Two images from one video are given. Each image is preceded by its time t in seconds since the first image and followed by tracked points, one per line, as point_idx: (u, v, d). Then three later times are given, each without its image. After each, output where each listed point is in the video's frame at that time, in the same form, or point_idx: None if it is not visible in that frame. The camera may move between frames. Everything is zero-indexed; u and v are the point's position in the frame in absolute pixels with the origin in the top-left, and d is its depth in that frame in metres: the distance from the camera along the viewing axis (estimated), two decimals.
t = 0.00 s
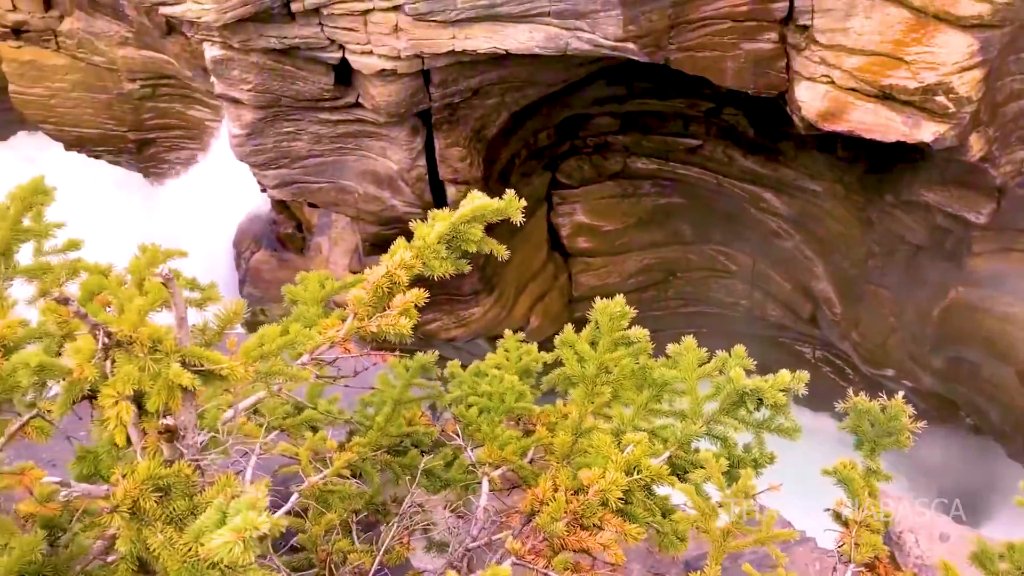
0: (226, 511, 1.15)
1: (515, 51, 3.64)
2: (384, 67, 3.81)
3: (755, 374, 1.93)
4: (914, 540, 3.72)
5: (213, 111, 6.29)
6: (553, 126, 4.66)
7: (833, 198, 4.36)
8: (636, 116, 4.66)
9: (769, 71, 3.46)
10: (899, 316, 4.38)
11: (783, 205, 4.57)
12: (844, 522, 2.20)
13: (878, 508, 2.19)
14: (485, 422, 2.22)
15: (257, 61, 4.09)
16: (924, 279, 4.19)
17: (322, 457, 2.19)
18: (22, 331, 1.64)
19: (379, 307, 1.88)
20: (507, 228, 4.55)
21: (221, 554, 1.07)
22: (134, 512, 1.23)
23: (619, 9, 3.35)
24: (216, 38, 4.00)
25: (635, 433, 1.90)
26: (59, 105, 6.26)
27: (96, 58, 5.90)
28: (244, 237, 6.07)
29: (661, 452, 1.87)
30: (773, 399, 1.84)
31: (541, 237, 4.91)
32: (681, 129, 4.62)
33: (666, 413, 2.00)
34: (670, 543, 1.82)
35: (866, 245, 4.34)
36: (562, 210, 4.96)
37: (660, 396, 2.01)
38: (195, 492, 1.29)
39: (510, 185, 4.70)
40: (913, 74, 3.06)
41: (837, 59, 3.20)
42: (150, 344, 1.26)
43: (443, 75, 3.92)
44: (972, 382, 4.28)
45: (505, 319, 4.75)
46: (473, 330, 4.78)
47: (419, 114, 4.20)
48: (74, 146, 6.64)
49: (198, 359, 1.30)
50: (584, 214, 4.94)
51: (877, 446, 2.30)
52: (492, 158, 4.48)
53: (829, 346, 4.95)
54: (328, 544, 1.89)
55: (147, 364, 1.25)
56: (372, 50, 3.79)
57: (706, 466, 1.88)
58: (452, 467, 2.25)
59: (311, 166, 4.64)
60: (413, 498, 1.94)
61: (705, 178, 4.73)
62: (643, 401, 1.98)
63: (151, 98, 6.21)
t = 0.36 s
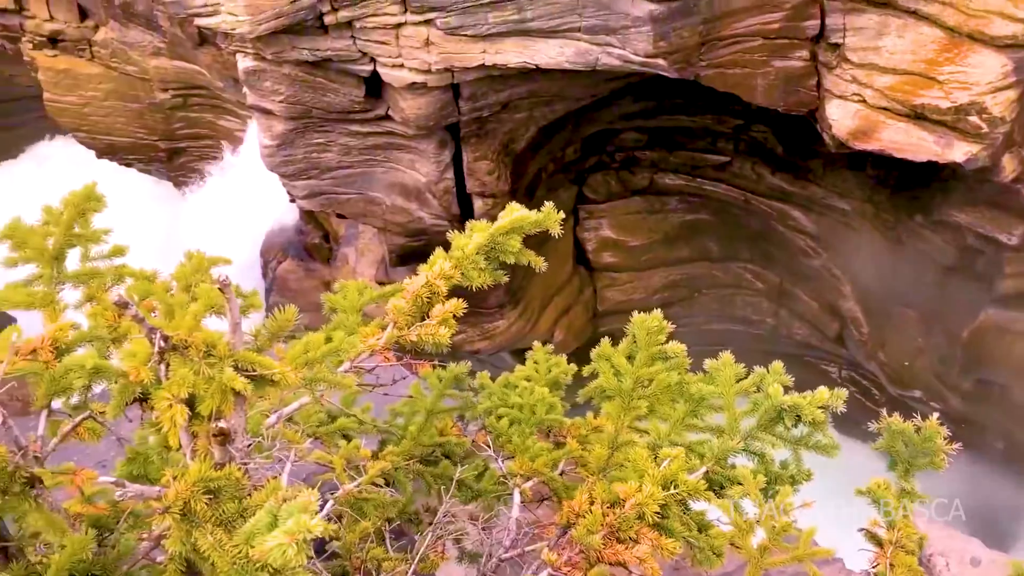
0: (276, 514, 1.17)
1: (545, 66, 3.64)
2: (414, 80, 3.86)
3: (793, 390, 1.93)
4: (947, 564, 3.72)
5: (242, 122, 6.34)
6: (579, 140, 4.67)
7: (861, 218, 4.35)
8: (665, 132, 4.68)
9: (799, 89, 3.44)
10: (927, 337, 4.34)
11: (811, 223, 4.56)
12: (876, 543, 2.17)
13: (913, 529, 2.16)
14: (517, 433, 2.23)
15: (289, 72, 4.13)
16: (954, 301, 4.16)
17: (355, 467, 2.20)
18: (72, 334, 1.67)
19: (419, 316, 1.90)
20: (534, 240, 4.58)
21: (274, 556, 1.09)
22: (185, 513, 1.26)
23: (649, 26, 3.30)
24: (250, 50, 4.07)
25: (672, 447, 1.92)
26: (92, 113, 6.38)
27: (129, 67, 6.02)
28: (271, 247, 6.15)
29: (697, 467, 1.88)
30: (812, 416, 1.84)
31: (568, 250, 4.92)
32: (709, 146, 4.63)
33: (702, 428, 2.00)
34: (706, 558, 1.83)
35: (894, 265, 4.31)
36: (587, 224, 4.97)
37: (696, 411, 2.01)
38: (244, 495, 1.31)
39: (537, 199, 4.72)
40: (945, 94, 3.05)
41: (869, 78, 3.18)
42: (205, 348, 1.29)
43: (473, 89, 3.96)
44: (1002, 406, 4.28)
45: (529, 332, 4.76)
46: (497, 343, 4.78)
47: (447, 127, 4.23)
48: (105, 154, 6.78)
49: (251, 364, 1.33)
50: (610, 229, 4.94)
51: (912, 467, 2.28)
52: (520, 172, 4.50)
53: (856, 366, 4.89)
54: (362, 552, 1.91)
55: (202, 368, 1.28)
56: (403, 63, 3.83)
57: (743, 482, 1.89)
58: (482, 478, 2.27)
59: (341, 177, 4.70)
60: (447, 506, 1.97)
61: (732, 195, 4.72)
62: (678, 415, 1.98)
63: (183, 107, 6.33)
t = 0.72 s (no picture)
0: (317, 515, 1.18)
1: (573, 81, 3.66)
2: (443, 92, 3.90)
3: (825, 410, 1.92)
4: None
5: (270, 130, 6.43)
6: (605, 156, 4.73)
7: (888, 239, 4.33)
8: (691, 150, 4.70)
9: (829, 109, 3.43)
10: (954, 360, 4.25)
11: (838, 244, 4.55)
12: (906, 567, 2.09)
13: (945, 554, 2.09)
14: (544, 445, 2.24)
15: (319, 82, 4.19)
16: (981, 325, 4.08)
17: (383, 473, 2.23)
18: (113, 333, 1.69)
19: (452, 325, 1.91)
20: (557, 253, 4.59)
21: (315, 554, 1.10)
22: (226, 512, 1.27)
23: (679, 42, 3.31)
24: (281, 59, 4.12)
25: (702, 463, 1.92)
26: (123, 118, 6.51)
27: (160, 74, 6.13)
28: (296, 255, 6.23)
29: (726, 483, 1.87)
30: (842, 435, 1.82)
31: (589, 266, 4.87)
32: (736, 164, 4.67)
33: (731, 446, 1.99)
34: None
35: (922, 288, 4.25)
36: (612, 239, 4.92)
37: (726, 428, 2.02)
38: (282, 496, 1.33)
39: (562, 213, 4.74)
40: (976, 116, 3.00)
41: (899, 99, 3.16)
42: (247, 350, 1.31)
43: (501, 102, 3.98)
44: None
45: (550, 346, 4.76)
46: (518, 356, 4.77)
47: (475, 140, 4.26)
48: (135, 159, 6.89)
49: (293, 367, 1.34)
50: (634, 245, 4.90)
51: (942, 490, 2.25)
52: (545, 186, 4.53)
53: (881, 390, 4.83)
54: (389, 559, 1.92)
55: (246, 369, 1.30)
56: (432, 75, 3.87)
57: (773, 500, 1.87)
58: (509, 489, 2.27)
59: (367, 187, 4.75)
60: (474, 515, 1.97)
61: (758, 215, 4.74)
62: (708, 431, 1.97)
63: (213, 115, 6.43)
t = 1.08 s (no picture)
0: (351, 517, 1.20)
1: (598, 97, 3.69)
2: (468, 105, 3.94)
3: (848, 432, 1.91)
4: None
5: (296, 138, 6.51)
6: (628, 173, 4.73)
7: (909, 265, 4.32)
8: (713, 170, 4.71)
9: (853, 134, 3.43)
10: (972, 390, 4.20)
11: (858, 269, 4.54)
12: None
13: None
14: (563, 458, 2.24)
15: (346, 92, 4.23)
16: (1001, 356, 4.05)
17: (404, 482, 2.23)
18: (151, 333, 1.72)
19: (479, 336, 1.93)
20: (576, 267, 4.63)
21: (350, 554, 1.11)
22: (259, 511, 1.29)
23: (706, 63, 3.32)
24: (309, 68, 4.17)
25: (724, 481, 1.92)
26: (149, 121, 6.62)
27: (188, 78, 6.24)
28: (315, 262, 6.28)
29: (748, 502, 1.86)
30: (865, 457, 1.82)
31: (607, 282, 4.90)
32: (758, 185, 4.67)
33: (753, 466, 1.99)
34: None
35: (942, 315, 4.22)
36: (632, 257, 4.93)
37: (748, 447, 2.01)
38: (314, 498, 1.34)
39: (582, 229, 4.78)
40: (1002, 145, 2.99)
41: (925, 125, 3.15)
42: (286, 353, 1.33)
43: (525, 117, 4.01)
44: None
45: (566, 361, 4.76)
46: (533, 371, 4.76)
47: (498, 154, 4.31)
48: (158, 162, 6.99)
49: (330, 371, 1.37)
50: (653, 263, 4.95)
51: (963, 518, 2.22)
52: (566, 200, 4.56)
53: (898, 416, 4.77)
54: (409, 567, 1.92)
55: (284, 370, 1.32)
56: (458, 89, 3.92)
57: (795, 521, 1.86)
58: (528, 501, 2.28)
59: (389, 197, 4.78)
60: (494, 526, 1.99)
61: (778, 237, 4.74)
62: (730, 450, 1.98)
63: (238, 121, 6.53)
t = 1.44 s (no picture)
0: (381, 515, 1.21)
1: (621, 117, 3.71)
2: (491, 120, 3.97)
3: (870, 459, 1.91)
4: None
5: (316, 144, 6.52)
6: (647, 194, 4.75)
7: (925, 299, 4.31)
8: (733, 196, 4.73)
9: (875, 164, 3.44)
10: (984, 428, 4.20)
11: (874, 301, 4.53)
12: None
13: None
14: (579, 473, 2.24)
15: (370, 102, 4.28)
16: (1016, 393, 4.09)
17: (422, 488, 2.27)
18: (183, 326, 1.74)
19: (504, 345, 1.94)
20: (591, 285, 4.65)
21: (382, 550, 1.11)
22: (288, 506, 1.29)
23: (730, 87, 3.36)
24: (335, 76, 4.22)
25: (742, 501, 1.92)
26: (172, 122, 6.71)
27: (213, 82, 6.34)
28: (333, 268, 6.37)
29: (767, 523, 1.85)
30: (887, 484, 1.81)
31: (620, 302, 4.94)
32: (776, 213, 4.68)
33: (772, 489, 1.98)
34: None
35: (956, 350, 4.24)
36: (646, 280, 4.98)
37: (768, 470, 2.01)
38: (343, 495, 1.35)
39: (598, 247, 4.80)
40: None
41: (948, 159, 3.17)
42: (323, 350, 1.36)
43: (547, 133, 4.04)
44: None
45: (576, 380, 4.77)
46: (543, 387, 4.75)
47: (518, 169, 4.34)
48: (179, 163, 7.07)
49: (365, 370, 1.39)
50: (668, 285, 4.97)
51: (980, 552, 2.20)
52: (584, 218, 4.59)
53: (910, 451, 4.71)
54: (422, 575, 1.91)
55: (320, 366, 1.34)
56: (482, 103, 3.95)
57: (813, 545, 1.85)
58: (542, 515, 2.27)
59: (407, 207, 4.81)
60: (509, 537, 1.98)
61: (795, 264, 4.75)
62: (750, 471, 1.97)
63: (260, 126, 6.57)
